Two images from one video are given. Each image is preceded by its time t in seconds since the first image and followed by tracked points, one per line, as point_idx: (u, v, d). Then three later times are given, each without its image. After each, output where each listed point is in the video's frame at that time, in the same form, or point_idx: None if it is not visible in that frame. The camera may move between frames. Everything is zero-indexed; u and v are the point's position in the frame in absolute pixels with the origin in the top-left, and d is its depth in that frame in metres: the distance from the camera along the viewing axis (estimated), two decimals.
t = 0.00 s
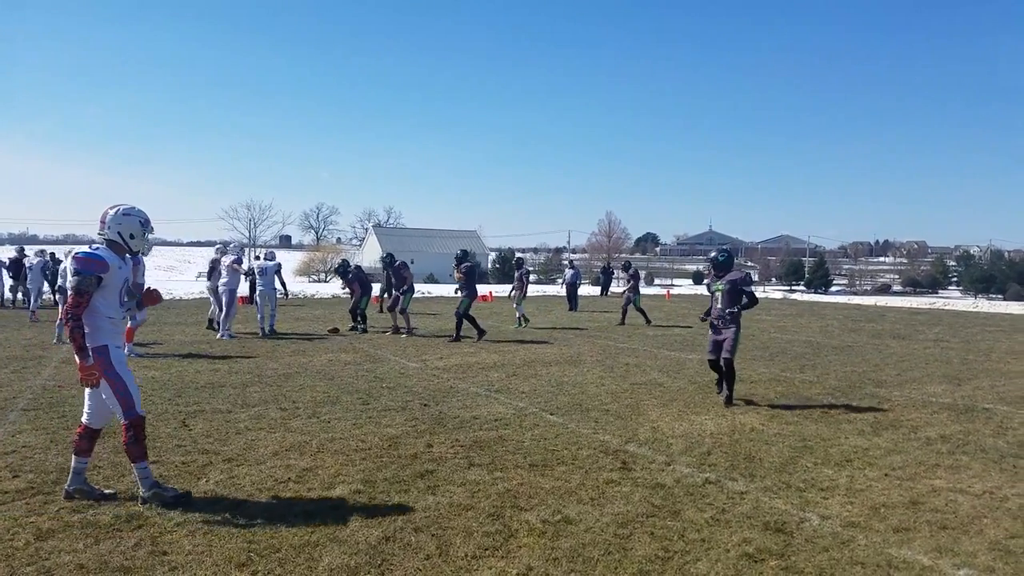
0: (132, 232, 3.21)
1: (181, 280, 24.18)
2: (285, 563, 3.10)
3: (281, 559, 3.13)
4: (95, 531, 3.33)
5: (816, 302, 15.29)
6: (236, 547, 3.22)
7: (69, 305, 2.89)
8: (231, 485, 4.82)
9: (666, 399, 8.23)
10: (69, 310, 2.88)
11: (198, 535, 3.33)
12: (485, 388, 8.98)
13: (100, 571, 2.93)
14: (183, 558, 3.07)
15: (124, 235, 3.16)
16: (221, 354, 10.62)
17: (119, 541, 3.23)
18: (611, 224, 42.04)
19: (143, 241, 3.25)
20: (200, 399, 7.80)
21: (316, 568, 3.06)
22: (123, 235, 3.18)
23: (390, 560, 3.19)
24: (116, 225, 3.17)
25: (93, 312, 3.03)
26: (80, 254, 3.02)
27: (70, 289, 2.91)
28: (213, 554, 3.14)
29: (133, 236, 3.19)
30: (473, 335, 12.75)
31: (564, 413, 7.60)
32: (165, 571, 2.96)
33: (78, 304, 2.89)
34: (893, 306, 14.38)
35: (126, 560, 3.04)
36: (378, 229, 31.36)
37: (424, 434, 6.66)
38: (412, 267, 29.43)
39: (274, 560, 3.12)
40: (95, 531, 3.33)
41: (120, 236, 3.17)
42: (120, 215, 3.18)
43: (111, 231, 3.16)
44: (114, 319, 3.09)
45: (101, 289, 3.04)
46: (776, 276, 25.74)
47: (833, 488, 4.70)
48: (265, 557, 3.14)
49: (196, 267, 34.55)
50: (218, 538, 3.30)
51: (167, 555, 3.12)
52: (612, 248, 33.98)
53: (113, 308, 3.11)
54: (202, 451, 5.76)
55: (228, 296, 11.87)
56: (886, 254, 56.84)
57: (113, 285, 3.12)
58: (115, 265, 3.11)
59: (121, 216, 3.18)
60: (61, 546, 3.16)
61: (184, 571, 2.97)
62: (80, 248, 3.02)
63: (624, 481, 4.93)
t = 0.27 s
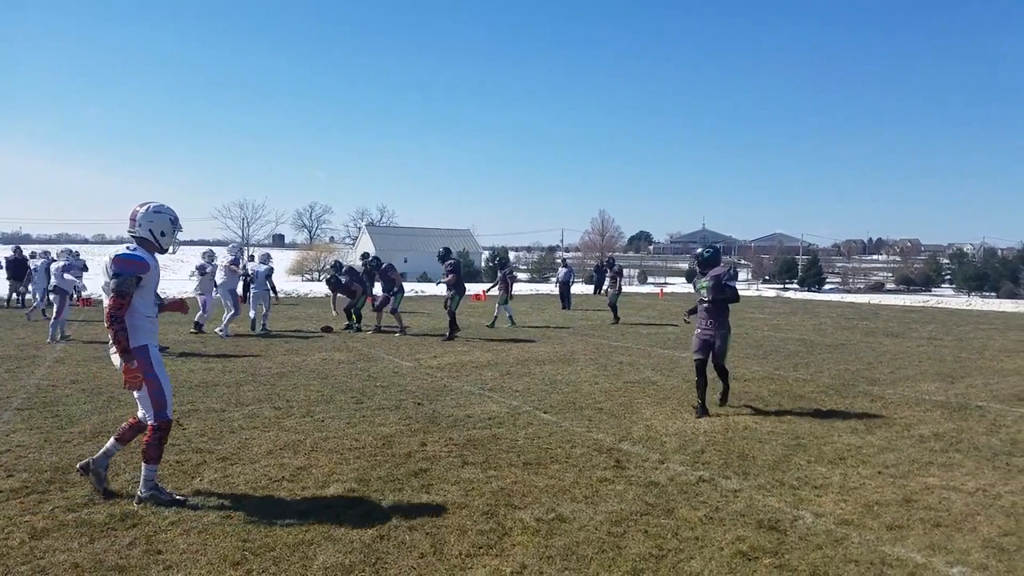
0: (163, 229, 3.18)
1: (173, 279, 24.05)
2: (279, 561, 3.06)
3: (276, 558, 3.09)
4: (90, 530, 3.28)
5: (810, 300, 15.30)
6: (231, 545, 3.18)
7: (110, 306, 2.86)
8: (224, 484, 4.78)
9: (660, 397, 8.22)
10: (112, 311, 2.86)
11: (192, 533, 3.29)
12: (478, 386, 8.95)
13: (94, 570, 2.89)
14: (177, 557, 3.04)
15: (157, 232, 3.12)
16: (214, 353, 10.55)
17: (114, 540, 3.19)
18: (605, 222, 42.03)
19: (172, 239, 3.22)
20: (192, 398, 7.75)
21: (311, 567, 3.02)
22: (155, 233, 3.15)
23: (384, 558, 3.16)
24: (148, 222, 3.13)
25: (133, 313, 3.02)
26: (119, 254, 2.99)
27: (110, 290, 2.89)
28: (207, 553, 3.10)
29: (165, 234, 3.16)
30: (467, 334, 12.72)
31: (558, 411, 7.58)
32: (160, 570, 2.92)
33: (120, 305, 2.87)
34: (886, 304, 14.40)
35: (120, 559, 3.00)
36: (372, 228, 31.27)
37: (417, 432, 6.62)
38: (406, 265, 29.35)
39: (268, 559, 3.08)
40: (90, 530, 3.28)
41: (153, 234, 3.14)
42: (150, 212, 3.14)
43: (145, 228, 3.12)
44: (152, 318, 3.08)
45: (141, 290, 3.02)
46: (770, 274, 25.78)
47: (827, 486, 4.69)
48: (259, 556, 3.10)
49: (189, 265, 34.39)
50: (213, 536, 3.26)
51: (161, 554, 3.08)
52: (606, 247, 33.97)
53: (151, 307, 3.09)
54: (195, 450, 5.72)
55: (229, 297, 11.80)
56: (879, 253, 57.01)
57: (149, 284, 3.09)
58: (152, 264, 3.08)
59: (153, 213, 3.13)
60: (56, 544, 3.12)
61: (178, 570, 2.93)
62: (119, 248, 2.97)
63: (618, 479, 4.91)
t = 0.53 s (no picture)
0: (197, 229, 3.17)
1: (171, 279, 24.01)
2: (279, 561, 3.02)
3: (276, 557, 3.06)
4: (92, 530, 3.25)
5: (808, 299, 15.28)
6: (231, 545, 3.15)
7: (161, 303, 2.84)
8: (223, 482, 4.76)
9: (659, 397, 8.19)
10: (163, 307, 2.84)
11: (192, 533, 3.26)
12: (477, 386, 8.92)
13: (95, 569, 2.86)
14: (178, 556, 3.01)
15: (193, 231, 3.12)
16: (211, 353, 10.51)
17: (114, 540, 3.15)
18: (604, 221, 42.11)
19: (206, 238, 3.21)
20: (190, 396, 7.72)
21: (311, 567, 2.99)
22: (189, 231, 3.13)
23: (384, 558, 3.12)
24: (185, 222, 3.11)
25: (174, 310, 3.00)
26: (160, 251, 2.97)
27: (158, 287, 2.86)
28: (207, 552, 3.07)
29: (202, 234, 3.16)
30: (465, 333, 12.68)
31: (556, 411, 7.55)
32: (160, 569, 2.89)
33: (172, 302, 2.86)
34: (886, 303, 14.38)
35: (121, 559, 2.96)
36: (370, 228, 31.24)
37: (416, 432, 6.59)
38: (404, 265, 29.32)
39: (268, 558, 3.05)
40: (91, 530, 3.25)
41: (188, 233, 3.13)
42: (185, 212, 3.13)
43: (183, 227, 3.10)
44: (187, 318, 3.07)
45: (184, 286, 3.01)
46: (768, 274, 25.77)
47: (827, 485, 4.67)
48: (260, 556, 3.06)
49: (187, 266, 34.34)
50: (213, 536, 3.23)
51: (162, 553, 3.04)
52: (605, 246, 33.94)
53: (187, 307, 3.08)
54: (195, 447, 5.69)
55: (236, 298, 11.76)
56: (878, 252, 57.02)
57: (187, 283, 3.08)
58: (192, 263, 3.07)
59: (188, 212, 3.13)
60: (57, 544, 3.09)
61: (178, 569, 2.90)
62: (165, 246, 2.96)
63: (616, 478, 4.88)
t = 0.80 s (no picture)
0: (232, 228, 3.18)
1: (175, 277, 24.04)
2: (282, 558, 3.03)
3: (280, 554, 3.06)
4: (97, 526, 3.26)
5: (812, 299, 15.25)
6: (234, 542, 3.15)
7: (202, 297, 2.83)
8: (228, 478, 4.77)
9: (661, 395, 8.18)
10: (203, 301, 2.83)
11: (197, 530, 3.26)
12: (479, 385, 8.92)
13: (100, 565, 2.87)
14: (183, 553, 3.01)
15: (230, 231, 3.14)
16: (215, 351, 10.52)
17: (119, 536, 3.16)
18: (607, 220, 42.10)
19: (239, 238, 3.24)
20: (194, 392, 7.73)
21: (315, 564, 2.99)
22: (225, 232, 3.16)
23: (387, 555, 3.12)
24: (220, 222, 3.13)
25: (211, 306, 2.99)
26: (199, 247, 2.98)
27: (198, 281, 2.86)
28: (212, 549, 3.07)
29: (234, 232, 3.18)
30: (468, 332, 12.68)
31: (559, 410, 7.54)
32: (164, 566, 2.89)
33: (212, 296, 2.85)
34: (889, 303, 14.35)
35: (126, 555, 2.97)
36: (373, 226, 31.26)
37: (418, 430, 6.59)
38: (407, 263, 29.33)
39: (271, 555, 3.05)
40: (96, 526, 3.26)
41: (225, 233, 3.15)
42: (219, 212, 3.15)
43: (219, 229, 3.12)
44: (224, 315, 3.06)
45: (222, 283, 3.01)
46: (772, 273, 25.73)
47: (830, 484, 4.66)
48: (264, 553, 3.06)
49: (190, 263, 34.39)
50: (217, 533, 3.23)
51: (166, 549, 3.05)
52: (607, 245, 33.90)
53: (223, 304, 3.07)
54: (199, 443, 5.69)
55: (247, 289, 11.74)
56: (882, 252, 56.88)
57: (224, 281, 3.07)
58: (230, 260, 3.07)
59: (224, 212, 3.15)
60: (62, 540, 3.09)
61: (182, 566, 2.90)
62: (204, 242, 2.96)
63: (618, 477, 4.88)
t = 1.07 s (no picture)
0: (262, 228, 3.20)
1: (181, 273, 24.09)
2: (288, 554, 3.03)
3: (286, 550, 3.07)
4: (104, 521, 3.27)
5: (818, 296, 15.20)
6: (240, 537, 3.16)
7: (246, 293, 2.84)
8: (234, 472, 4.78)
9: (667, 393, 8.17)
10: (247, 298, 2.84)
11: (203, 525, 3.27)
12: (484, 382, 8.92)
13: (108, 560, 2.88)
14: (190, 548, 3.02)
15: (261, 227, 3.17)
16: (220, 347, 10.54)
17: (126, 531, 3.17)
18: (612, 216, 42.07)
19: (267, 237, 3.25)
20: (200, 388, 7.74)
21: (320, 559, 2.99)
22: (258, 229, 3.19)
23: (392, 552, 3.13)
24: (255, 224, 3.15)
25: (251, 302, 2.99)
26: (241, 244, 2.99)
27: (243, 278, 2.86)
28: (218, 544, 3.08)
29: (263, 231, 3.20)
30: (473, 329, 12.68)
31: (563, 407, 7.54)
32: (170, 561, 2.90)
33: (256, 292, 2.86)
34: (896, 301, 14.29)
35: (133, 550, 2.98)
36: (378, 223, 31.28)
37: (423, 427, 6.60)
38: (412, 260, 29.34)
39: (277, 551, 3.06)
40: (104, 521, 3.27)
41: (257, 229, 3.18)
42: (252, 210, 3.16)
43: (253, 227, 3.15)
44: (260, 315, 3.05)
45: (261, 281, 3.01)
46: (778, 271, 25.66)
47: (836, 483, 4.64)
48: (270, 548, 3.07)
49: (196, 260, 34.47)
50: (223, 528, 3.24)
51: (172, 545, 3.06)
52: (612, 242, 33.85)
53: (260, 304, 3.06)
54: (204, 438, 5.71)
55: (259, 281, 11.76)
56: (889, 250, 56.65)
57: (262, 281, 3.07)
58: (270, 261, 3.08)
59: (255, 208, 3.17)
60: (70, 535, 3.10)
61: (189, 561, 2.91)
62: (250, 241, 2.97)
63: (623, 474, 4.87)
